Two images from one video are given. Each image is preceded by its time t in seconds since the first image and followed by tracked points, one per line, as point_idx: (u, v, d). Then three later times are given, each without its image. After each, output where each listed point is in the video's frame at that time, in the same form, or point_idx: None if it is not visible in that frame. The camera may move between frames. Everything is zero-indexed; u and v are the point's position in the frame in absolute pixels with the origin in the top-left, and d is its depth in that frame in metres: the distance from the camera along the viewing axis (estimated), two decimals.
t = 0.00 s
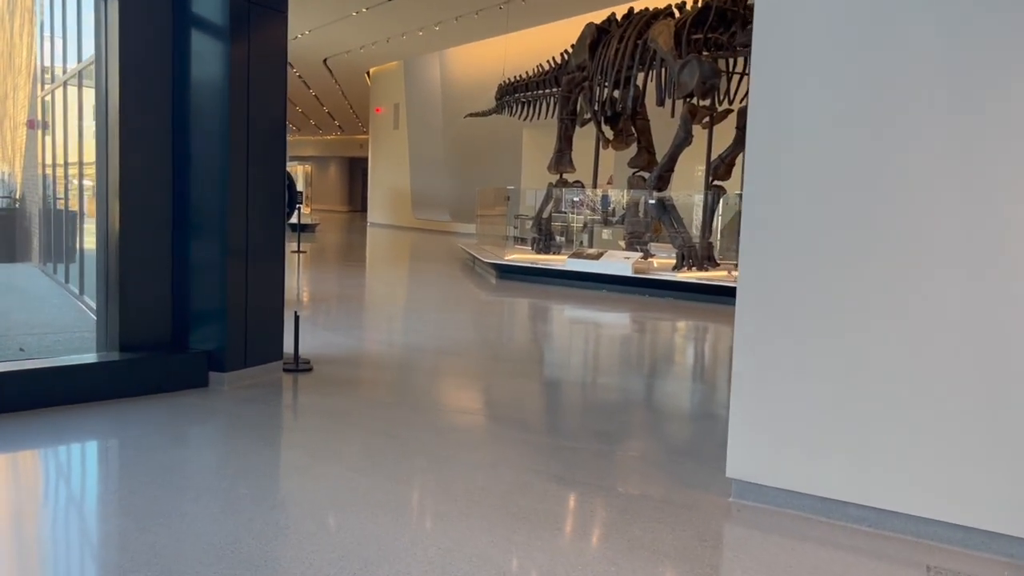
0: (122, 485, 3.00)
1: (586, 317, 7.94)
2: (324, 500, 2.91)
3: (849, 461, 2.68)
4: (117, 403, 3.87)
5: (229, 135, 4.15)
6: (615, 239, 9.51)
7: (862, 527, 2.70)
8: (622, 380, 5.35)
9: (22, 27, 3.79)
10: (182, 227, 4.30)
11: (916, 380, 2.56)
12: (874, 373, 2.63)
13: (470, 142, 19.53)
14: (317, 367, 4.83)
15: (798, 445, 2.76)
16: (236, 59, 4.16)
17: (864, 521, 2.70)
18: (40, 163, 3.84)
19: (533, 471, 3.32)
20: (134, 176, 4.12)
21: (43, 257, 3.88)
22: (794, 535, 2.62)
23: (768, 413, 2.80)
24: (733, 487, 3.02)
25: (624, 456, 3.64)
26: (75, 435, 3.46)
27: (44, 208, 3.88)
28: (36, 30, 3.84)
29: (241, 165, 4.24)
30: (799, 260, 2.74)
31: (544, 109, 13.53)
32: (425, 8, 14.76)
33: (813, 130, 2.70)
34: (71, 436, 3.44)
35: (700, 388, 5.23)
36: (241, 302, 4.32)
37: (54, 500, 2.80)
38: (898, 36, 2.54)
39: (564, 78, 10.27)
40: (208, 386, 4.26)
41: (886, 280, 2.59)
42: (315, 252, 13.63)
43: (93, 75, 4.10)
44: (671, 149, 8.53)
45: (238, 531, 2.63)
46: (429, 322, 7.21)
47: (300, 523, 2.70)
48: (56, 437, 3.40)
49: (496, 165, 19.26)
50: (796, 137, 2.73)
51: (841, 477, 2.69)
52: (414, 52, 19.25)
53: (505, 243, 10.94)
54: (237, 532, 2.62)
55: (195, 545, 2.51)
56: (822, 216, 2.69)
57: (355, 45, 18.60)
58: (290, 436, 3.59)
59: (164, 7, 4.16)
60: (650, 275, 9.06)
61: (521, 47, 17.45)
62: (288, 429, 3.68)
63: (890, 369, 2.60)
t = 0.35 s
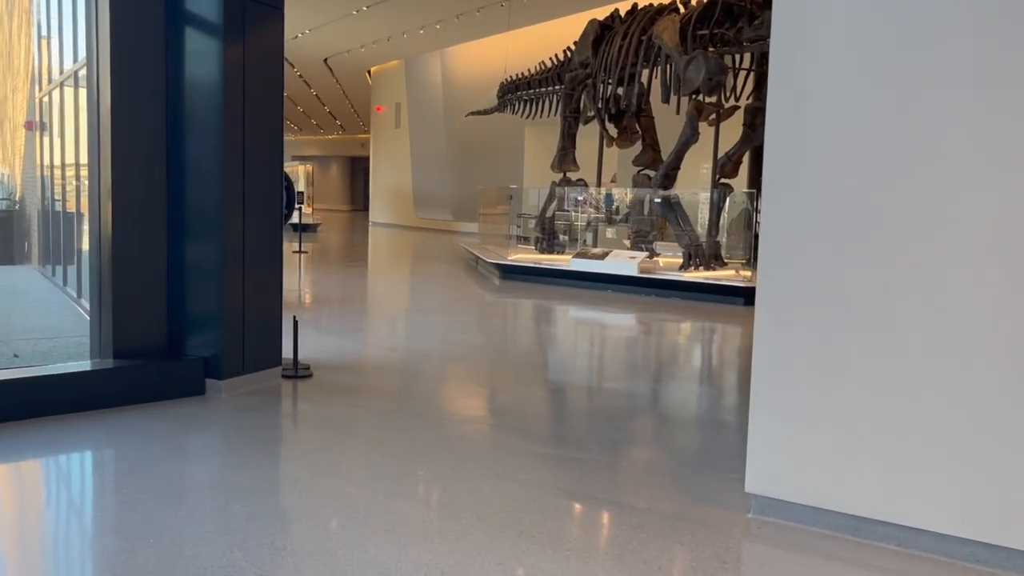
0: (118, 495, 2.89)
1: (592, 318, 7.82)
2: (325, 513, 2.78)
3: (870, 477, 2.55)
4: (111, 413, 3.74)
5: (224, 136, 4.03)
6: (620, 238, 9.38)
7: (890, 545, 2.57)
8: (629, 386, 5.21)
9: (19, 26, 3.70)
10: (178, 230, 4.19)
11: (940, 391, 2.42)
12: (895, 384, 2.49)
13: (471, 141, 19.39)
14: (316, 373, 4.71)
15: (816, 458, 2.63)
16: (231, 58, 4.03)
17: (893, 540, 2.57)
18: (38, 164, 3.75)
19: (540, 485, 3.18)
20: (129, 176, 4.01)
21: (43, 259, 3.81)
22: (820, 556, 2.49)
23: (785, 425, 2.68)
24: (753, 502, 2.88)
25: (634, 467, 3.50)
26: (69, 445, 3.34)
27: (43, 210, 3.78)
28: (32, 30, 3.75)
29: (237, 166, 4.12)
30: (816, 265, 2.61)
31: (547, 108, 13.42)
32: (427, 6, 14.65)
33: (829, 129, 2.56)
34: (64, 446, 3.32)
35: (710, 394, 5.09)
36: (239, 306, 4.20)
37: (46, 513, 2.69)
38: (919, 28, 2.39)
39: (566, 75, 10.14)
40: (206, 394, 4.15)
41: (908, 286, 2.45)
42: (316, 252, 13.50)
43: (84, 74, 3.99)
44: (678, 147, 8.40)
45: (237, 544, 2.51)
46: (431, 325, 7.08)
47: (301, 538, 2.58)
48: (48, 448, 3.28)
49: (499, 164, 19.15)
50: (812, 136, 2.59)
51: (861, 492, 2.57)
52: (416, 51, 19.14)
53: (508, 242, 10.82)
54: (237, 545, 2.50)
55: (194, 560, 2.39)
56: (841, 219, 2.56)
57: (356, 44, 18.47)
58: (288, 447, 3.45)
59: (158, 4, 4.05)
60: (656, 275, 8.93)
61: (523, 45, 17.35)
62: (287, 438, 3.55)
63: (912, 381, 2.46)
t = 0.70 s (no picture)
0: (102, 514, 2.75)
1: (589, 323, 7.70)
2: (319, 533, 2.65)
3: (888, 493, 2.42)
4: (95, 426, 3.60)
5: (212, 139, 3.90)
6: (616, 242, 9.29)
7: (917, 566, 2.42)
8: (631, 393, 5.08)
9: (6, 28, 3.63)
10: (165, 235, 4.06)
11: (961, 403, 2.29)
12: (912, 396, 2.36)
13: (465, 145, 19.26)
14: (309, 382, 4.57)
15: (828, 474, 2.50)
16: (220, 61, 3.91)
17: (919, 560, 2.43)
18: (24, 167, 3.67)
19: (544, 499, 3.05)
20: (113, 180, 3.88)
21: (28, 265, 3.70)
22: None
23: (800, 438, 2.54)
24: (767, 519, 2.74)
25: (641, 480, 3.37)
26: (52, 459, 3.20)
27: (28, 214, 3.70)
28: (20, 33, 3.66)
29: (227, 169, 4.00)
30: (825, 271, 2.48)
31: (542, 111, 13.33)
32: (420, 9, 14.56)
33: (841, 129, 2.44)
34: (46, 461, 3.18)
35: (714, 402, 4.96)
36: (228, 311, 4.07)
37: (27, 534, 2.55)
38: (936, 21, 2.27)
39: (562, 78, 10.04)
40: (195, 405, 4.01)
41: (924, 293, 2.33)
42: (309, 258, 13.36)
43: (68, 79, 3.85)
44: (675, 149, 8.29)
45: (226, 568, 2.37)
46: (426, 331, 6.94)
47: (292, 560, 2.45)
48: (30, 463, 3.14)
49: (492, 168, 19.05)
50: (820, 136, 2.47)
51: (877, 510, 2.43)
52: (409, 54, 19.05)
53: (503, 247, 10.71)
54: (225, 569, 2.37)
55: None
56: (856, 222, 2.42)
57: (349, 48, 18.36)
58: (279, 461, 3.31)
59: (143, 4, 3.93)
60: (653, 279, 8.82)
61: (517, 48, 17.27)
62: (279, 451, 3.42)
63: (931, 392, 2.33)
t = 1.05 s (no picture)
0: (78, 548, 2.56)
1: (580, 334, 7.56)
2: (308, 569, 2.47)
3: (919, 521, 2.26)
4: (70, 451, 3.41)
5: (195, 148, 3.74)
6: (604, 251, 9.19)
7: None
8: (626, 408, 4.94)
9: None
10: (145, 246, 3.89)
11: (987, 427, 2.16)
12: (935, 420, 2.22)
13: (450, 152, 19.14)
14: (294, 400, 4.39)
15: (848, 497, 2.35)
16: (204, 67, 3.75)
17: None
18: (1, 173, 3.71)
19: (545, 527, 2.89)
20: (89, 191, 3.70)
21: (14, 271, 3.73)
22: None
23: (824, 461, 2.38)
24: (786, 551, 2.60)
25: (645, 503, 3.21)
26: (22, 488, 3.00)
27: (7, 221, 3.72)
28: None
29: (212, 178, 3.84)
30: (839, 286, 2.33)
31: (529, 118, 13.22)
32: (405, 15, 14.44)
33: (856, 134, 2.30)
34: (17, 490, 2.99)
35: (713, 416, 4.83)
36: (212, 328, 3.90)
37: None
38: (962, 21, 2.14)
39: (550, 85, 9.93)
40: (176, 426, 3.84)
41: (948, 309, 2.19)
42: (292, 267, 13.16)
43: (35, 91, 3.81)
44: (667, 156, 8.18)
45: None
46: (413, 343, 6.78)
47: None
48: None
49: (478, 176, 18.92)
50: (835, 142, 2.32)
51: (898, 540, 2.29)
52: (393, 61, 18.92)
53: (490, 256, 10.57)
54: None
55: None
56: (881, 229, 2.28)
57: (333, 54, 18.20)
58: (265, 488, 3.13)
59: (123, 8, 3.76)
60: (645, 289, 8.69)
61: (502, 55, 17.19)
62: (265, 477, 3.24)
63: (956, 416, 2.20)
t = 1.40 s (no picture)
0: None
1: (566, 345, 7.44)
2: None
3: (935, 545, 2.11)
4: (42, 471, 3.25)
5: (173, 157, 3.60)
6: (589, 261, 9.11)
7: None
8: (617, 421, 4.84)
9: None
10: (119, 258, 3.74)
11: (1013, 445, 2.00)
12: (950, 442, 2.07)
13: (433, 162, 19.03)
14: (275, 416, 4.25)
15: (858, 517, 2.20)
16: (182, 76, 3.62)
17: None
18: None
19: (540, 551, 2.75)
20: (60, 199, 3.55)
21: None
22: None
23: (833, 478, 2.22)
24: None
25: (641, 522, 3.09)
26: None
27: None
28: None
29: (188, 187, 3.70)
30: (842, 296, 2.18)
31: (512, 127, 13.15)
32: (388, 24, 14.34)
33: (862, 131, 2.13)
34: None
35: (706, 429, 4.74)
36: (190, 342, 3.75)
37: None
38: (974, 16, 1.99)
39: (535, 94, 9.86)
40: (152, 443, 3.68)
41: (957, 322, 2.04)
42: (273, 277, 12.97)
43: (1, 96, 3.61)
44: (654, 165, 8.10)
45: None
46: (397, 355, 6.65)
47: None
48: None
49: (461, 186, 18.81)
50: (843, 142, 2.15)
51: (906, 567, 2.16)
52: (375, 71, 18.82)
53: (474, 266, 10.45)
54: None
55: None
56: (896, 231, 2.11)
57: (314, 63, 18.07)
58: (246, 509, 2.99)
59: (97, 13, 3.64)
60: (631, 299, 8.59)
61: (486, 64, 17.13)
62: (246, 497, 3.10)
63: (979, 432, 2.03)
